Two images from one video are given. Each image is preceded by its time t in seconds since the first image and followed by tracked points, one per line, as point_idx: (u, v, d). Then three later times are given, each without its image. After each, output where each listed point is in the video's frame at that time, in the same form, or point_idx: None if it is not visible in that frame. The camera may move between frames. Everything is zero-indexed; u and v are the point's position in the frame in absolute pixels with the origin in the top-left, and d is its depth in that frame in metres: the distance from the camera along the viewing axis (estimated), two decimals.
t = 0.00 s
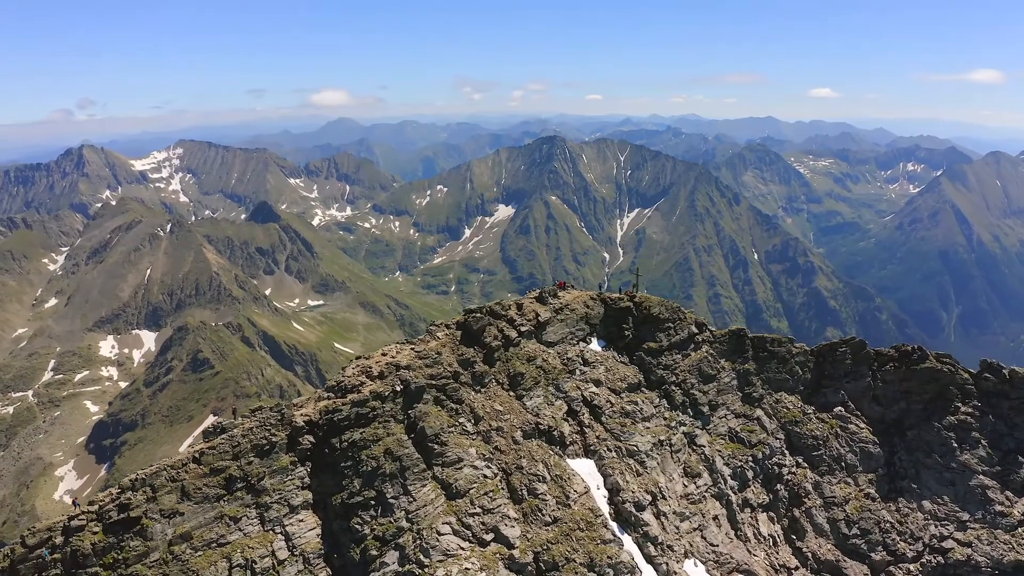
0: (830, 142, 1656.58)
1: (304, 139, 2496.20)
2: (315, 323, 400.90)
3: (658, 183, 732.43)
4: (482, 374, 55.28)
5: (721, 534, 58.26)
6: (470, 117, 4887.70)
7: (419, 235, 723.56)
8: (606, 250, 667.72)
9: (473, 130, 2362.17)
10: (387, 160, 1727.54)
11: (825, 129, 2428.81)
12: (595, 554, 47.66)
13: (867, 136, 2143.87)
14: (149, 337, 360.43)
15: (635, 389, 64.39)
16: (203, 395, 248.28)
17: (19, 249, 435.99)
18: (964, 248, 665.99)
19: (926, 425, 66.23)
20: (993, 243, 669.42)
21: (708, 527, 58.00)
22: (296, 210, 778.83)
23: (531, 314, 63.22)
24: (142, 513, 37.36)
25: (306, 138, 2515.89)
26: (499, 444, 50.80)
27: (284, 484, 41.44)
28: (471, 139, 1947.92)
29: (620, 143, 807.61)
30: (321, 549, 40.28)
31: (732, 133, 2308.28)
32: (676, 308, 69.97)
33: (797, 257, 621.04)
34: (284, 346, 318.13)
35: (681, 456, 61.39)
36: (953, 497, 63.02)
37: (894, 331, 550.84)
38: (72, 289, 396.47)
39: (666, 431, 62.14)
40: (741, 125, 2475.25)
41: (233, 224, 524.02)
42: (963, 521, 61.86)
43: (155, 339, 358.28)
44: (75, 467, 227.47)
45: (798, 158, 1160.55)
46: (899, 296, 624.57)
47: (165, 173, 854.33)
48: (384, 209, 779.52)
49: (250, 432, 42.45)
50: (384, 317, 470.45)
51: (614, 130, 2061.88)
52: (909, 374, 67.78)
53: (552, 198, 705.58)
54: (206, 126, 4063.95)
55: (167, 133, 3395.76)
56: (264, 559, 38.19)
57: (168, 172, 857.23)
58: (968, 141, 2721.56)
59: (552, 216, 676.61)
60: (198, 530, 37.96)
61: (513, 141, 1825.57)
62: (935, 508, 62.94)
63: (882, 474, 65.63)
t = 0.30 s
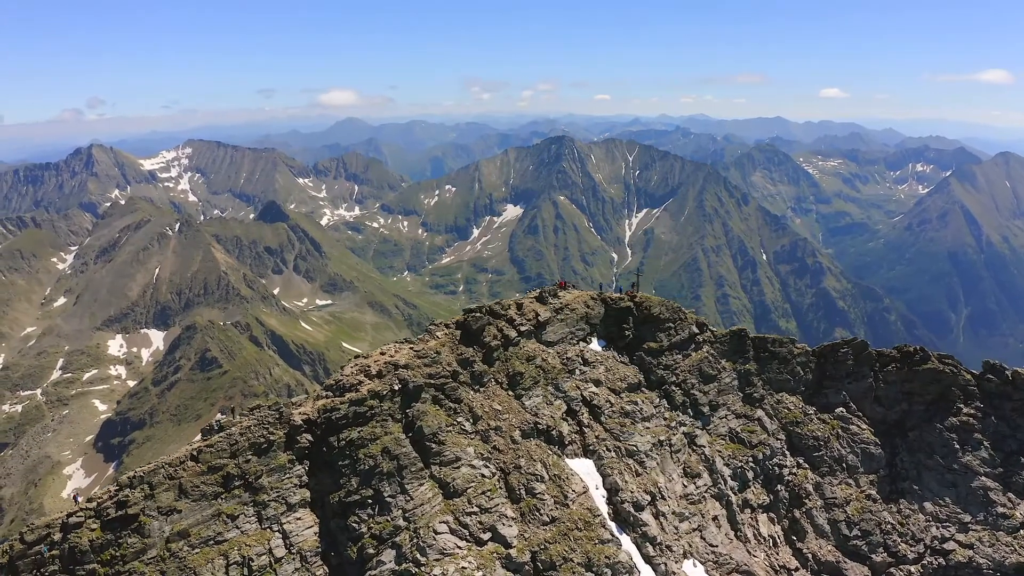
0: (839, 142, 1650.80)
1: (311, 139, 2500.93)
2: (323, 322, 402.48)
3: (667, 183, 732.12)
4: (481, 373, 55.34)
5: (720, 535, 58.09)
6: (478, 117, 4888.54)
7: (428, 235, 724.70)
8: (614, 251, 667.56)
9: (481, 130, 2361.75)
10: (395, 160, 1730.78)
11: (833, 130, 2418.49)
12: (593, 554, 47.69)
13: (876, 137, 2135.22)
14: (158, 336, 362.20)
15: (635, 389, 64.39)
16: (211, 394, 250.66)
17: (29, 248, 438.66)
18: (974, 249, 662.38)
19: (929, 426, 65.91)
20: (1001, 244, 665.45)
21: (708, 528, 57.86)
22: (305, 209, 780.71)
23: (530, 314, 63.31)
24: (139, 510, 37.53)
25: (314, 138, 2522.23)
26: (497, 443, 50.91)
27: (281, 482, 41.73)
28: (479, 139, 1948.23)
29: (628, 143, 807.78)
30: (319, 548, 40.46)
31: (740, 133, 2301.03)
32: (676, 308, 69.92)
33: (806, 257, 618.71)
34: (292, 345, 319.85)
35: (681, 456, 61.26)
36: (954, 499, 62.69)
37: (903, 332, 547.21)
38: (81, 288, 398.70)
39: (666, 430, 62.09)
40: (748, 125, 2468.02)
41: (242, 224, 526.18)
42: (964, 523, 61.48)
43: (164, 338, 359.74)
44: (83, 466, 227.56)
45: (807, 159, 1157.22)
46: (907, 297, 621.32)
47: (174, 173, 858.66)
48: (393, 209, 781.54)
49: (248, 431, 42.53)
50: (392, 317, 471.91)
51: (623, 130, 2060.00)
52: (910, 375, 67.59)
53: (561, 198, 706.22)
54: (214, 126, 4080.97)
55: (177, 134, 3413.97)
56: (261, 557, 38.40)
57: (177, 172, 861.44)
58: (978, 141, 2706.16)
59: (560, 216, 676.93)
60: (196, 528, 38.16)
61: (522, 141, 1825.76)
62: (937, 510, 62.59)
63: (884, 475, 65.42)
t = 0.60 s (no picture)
0: (847, 143, 1644.62)
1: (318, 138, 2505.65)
2: (331, 322, 403.46)
3: (674, 183, 731.38)
4: (480, 373, 55.36)
5: (720, 536, 57.79)
6: (486, 117, 4894.99)
7: (435, 235, 725.41)
8: (622, 251, 667.50)
9: (489, 130, 2362.47)
10: (403, 160, 1733.18)
11: (841, 130, 2408.58)
12: (591, 554, 47.58)
13: (884, 137, 2126.94)
14: (165, 335, 363.57)
15: (635, 389, 64.34)
16: (218, 392, 252.80)
17: (37, 247, 440.99)
18: (982, 250, 659.02)
19: (931, 427, 65.61)
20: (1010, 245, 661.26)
21: (707, 528, 57.63)
22: (313, 209, 782.84)
23: (530, 314, 63.34)
24: (137, 508, 37.63)
25: (321, 138, 2526.94)
26: (496, 442, 50.99)
27: (279, 481, 41.85)
28: (486, 139, 1947.89)
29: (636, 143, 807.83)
30: (316, 546, 40.65)
31: (748, 134, 2295.54)
32: (677, 308, 69.72)
33: (813, 258, 616.44)
34: (299, 345, 320.95)
35: (681, 457, 61.15)
36: (956, 500, 62.39)
37: (911, 333, 543.76)
38: (89, 287, 400.80)
39: (666, 431, 61.96)
40: (756, 125, 2460.93)
41: (250, 224, 527.98)
42: (965, 524, 61.30)
43: (171, 337, 360.70)
44: (90, 464, 226.93)
45: (815, 159, 1153.95)
46: (916, 297, 618.27)
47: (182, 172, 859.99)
48: (400, 208, 782.56)
49: (246, 429, 42.78)
50: (399, 316, 472.65)
51: (630, 130, 2056.68)
52: (913, 375, 67.23)
53: (568, 198, 706.72)
54: (221, 125, 4097.75)
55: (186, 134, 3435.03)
56: (258, 554, 38.57)
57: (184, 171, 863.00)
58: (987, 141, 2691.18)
59: (568, 216, 677.08)
60: (194, 525, 38.38)
61: (530, 141, 1826.25)
62: (939, 511, 62.35)
63: (885, 476, 65.17)
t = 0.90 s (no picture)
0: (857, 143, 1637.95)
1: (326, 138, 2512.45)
2: (339, 321, 404.62)
3: (683, 183, 730.64)
4: (479, 372, 55.48)
5: (719, 536, 57.54)
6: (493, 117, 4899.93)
7: (443, 234, 725.93)
8: (630, 251, 667.36)
9: (497, 130, 2363.14)
10: (411, 159, 1735.88)
11: (850, 130, 2397.93)
12: (589, 553, 47.57)
13: (893, 137, 2116.21)
14: (173, 334, 364.83)
15: (635, 389, 64.35)
16: (226, 391, 254.59)
17: (46, 247, 443.29)
18: (990, 251, 655.66)
19: (933, 427, 65.30)
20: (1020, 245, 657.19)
21: (707, 528, 57.43)
22: (321, 208, 785.00)
23: (530, 314, 63.41)
24: (136, 505, 37.98)
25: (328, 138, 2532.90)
26: (494, 441, 51.09)
27: (277, 479, 42.02)
28: (495, 139, 1948.28)
29: (645, 143, 808.16)
30: (314, 544, 40.77)
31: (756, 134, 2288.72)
32: (678, 308, 69.62)
33: (822, 258, 613.89)
34: (307, 344, 322.42)
35: (680, 457, 60.93)
36: (958, 502, 62.03)
37: (920, 333, 540.13)
38: (97, 286, 402.97)
39: (666, 430, 61.92)
40: (764, 125, 2453.55)
41: (259, 223, 529.78)
42: (967, 526, 60.93)
43: (179, 336, 361.68)
44: (98, 464, 225.65)
45: (824, 159, 1150.28)
46: (924, 298, 615.21)
47: (191, 172, 853.09)
48: (409, 208, 783.66)
49: (244, 428, 43.23)
50: (407, 316, 473.40)
51: (638, 130, 2055.00)
52: (915, 376, 66.90)
53: (576, 198, 707.33)
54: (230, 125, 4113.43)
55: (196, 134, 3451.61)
56: (255, 552, 38.74)
57: (194, 171, 858.00)
58: (996, 141, 2678.82)
59: (576, 216, 677.06)
60: (191, 522, 38.58)
61: (538, 140, 1825.61)
62: (940, 512, 62.06)
63: (887, 477, 64.88)
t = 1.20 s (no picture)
0: (865, 143, 1632.48)
1: (333, 138, 2515.45)
2: (346, 321, 405.76)
3: (690, 183, 729.66)
4: (478, 371, 55.57)
5: (718, 537, 57.39)
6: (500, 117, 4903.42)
7: (451, 234, 726.61)
8: (637, 251, 667.42)
9: (505, 130, 2362.93)
10: (419, 158, 1737.98)
11: (858, 130, 2387.76)
12: (587, 553, 47.46)
13: (901, 137, 2107.57)
14: (181, 333, 365.84)
15: (635, 389, 64.28)
16: (233, 390, 256.49)
17: (54, 246, 445.86)
18: (998, 251, 652.73)
19: (934, 428, 65.10)
20: None
21: (706, 528, 57.34)
22: (329, 208, 786.77)
23: (530, 313, 63.46)
24: (133, 502, 38.24)
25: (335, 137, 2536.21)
26: (493, 440, 51.18)
27: (275, 477, 42.26)
28: (503, 139, 1946.49)
29: (653, 143, 808.00)
30: (311, 542, 40.92)
31: (763, 134, 2281.98)
32: (679, 308, 69.50)
33: (830, 259, 611.72)
34: (314, 343, 323.56)
35: (680, 457, 60.81)
36: (959, 503, 61.86)
37: (928, 334, 537.15)
38: (105, 285, 405.19)
39: (666, 430, 61.86)
40: (771, 125, 2445.87)
41: (266, 222, 531.81)
42: (968, 527, 60.73)
43: (186, 335, 362.30)
44: (106, 462, 225.55)
45: (832, 160, 1146.60)
46: (933, 299, 612.37)
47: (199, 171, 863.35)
48: (416, 208, 785.00)
49: (243, 426, 43.60)
50: (414, 316, 473.98)
51: (646, 130, 2051.63)
52: (917, 377, 66.62)
53: (584, 198, 707.87)
54: (238, 125, 4128.96)
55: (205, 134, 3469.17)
56: (253, 549, 38.89)
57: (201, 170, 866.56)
58: (1004, 141, 2668.77)
59: (583, 216, 677.51)
60: (189, 520, 38.80)
61: (546, 140, 1824.99)
62: (941, 514, 61.85)
63: (888, 478, 64.61)
